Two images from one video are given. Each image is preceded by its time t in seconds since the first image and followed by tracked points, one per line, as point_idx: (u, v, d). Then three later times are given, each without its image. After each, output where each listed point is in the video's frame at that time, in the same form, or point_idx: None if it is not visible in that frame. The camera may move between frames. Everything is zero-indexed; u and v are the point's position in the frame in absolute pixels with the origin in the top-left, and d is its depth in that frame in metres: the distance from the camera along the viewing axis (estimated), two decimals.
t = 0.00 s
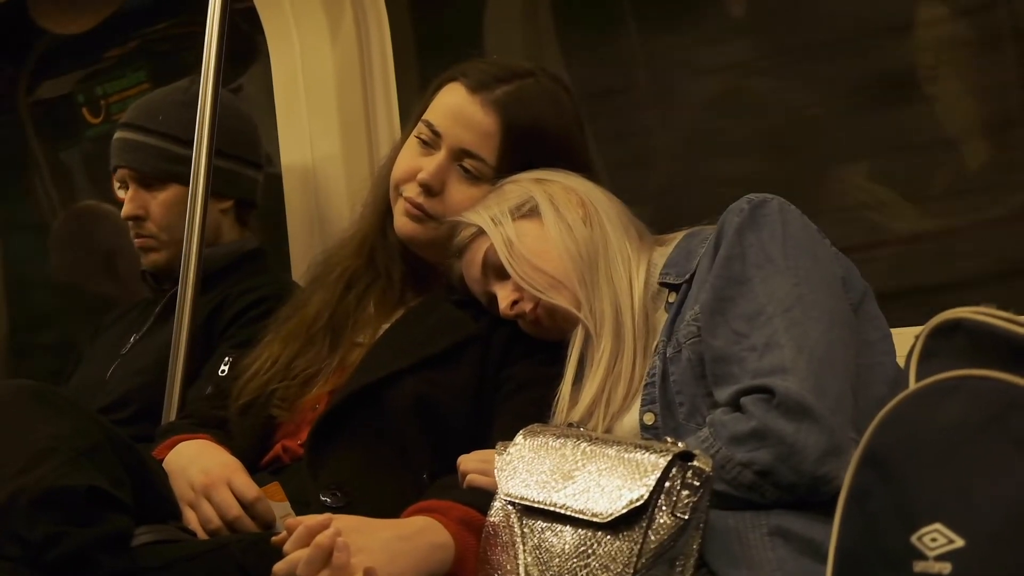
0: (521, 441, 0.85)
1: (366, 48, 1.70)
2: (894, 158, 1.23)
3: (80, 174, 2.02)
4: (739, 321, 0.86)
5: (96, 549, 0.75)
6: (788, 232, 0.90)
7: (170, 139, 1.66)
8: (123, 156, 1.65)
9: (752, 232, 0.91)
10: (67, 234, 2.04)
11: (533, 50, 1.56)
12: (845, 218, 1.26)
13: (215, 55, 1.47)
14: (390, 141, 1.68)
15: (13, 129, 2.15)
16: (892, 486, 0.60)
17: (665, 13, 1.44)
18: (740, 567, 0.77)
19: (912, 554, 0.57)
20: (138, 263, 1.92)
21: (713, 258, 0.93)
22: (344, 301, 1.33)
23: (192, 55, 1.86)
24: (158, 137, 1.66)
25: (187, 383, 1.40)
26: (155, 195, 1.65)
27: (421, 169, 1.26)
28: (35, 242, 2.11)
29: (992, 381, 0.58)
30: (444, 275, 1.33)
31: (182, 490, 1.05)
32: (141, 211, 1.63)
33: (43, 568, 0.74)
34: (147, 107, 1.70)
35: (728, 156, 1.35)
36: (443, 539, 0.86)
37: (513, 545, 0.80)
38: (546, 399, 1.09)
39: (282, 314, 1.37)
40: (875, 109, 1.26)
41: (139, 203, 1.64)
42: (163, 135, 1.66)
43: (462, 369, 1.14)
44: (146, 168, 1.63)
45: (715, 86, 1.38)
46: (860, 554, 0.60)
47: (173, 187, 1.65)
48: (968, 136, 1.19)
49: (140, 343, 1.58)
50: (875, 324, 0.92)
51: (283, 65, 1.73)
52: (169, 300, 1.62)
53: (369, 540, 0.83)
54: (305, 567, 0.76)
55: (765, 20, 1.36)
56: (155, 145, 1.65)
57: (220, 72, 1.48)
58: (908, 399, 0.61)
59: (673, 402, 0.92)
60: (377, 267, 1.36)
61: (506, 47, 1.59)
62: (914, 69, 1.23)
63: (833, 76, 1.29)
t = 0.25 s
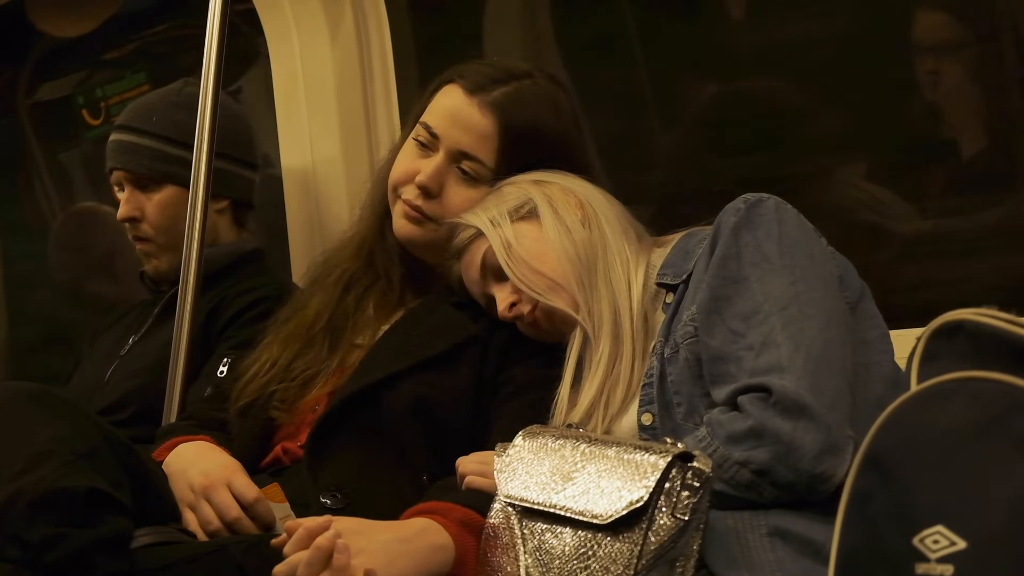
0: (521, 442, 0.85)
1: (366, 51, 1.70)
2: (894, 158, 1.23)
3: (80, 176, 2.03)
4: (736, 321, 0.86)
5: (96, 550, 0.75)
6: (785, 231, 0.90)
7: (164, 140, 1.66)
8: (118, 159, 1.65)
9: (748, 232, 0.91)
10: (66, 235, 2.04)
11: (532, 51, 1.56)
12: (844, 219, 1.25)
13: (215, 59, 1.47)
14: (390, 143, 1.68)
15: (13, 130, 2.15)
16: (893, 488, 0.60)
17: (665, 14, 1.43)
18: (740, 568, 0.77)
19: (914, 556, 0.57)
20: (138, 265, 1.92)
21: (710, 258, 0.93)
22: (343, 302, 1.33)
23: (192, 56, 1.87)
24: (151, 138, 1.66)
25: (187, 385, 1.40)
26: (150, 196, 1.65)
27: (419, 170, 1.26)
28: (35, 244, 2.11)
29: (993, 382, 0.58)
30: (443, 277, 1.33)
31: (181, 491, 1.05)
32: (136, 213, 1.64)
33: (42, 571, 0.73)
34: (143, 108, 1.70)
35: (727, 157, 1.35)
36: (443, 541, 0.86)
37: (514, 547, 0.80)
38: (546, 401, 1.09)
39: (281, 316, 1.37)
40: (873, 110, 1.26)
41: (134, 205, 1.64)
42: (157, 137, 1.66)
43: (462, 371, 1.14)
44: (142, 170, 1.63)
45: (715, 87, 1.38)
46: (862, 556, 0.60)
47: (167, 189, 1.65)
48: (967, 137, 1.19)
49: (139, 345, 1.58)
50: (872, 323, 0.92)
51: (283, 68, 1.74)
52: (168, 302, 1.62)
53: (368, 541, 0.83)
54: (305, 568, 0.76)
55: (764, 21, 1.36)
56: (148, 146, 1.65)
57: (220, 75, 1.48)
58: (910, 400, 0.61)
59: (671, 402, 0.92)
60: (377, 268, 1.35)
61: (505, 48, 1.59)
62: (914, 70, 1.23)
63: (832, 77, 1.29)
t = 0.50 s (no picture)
0: (522, 446, 0.85)
1: (366, 56, 1.71)
2: (893, 161, 1.23)
3: (81, 182, 2.03)
4: (735, 323, 0.86)
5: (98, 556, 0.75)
6: (784, 233, 0.90)
7: (163, 148, 1.66)
8: (118, 167, 1.65)
9: (747, 234, 0.91)
10: (68, 242, 2.05)
11: (532, 56, 1.56)
12: (844, 222, 1.26)
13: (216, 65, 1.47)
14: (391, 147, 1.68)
15: (14, 138, 2.15)
16: (896, 491, 0.60)
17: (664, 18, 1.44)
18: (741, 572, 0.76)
19: (918, 559, 0.57)
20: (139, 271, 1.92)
21: (710, 261, 0.93)
22: (345, 308, 1.33)
23: (193, 62, 1.87)
24: (150, 146, 1.66)
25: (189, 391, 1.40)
26: (151, 204, 1.65)
27: (420, 175, 1.26)
28: (37, 251, 2.12)
29: (996, 384, 0.58)
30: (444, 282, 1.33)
31: (184, 497, 1.05)
32: (137, 220, 1.64)
33: None
34: (141, 116, 1.70)
35: (728, 160, 1.35)
36: (444, 546, 0.86)
37: (515, 551, 0.80)
38: (547, 405, 1.09)
39: (283, 321, 1.37)
40: (872, 111, 1.25)
41: (135, 212, 1.64)
42: (157, 144, 1.66)
43: (464, 375, 1.14)
44: (141, 177, 1.64)
45: (714, 90, 1.38)
46: (866, 559, 0.60)
47: (167, 196, 1.65)
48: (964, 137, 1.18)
49: (141, 351, 1.59)
50: (872, 325, 0.92)
51: (283, 73, 1.74)
52: (170, 308, 1.62)
53: (369, 547, 0.82)
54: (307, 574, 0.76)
55: (763, 24, 1.35)
56: (147, 153, 1.65)
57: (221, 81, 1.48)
58: (913, 402, 0.61)
59: (671, 405, 0.92)
60: (378, 274, 1.36)
61: (506, 53, 1.59)
62: (912, 72, 1.23)
63: (832, 79, 1.29)
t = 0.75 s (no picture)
0: (524, 447, 0.85)
1: (370, 57, 1.71)
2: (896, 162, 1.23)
3: (84, 182, 2.03)
4: (738, 324, 0.86)
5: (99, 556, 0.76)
6: (788, 235, 0.90)
7: (169, 147, 1.66)
8: (123, 166, 1.65)
9: (751, 236, 0.91)
10: (71, 241, 2.05)
11: (534, 56, 1.56)
12: (848, 223, 1.26)
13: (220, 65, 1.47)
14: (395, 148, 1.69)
15: (17, 138, 2.15)
16: (898, 491, 0.60)
17: (667, 19, 1.44)
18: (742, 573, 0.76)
19: (920, 560, 0.57)
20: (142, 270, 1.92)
21: (713, 262, 0.93)
22: (347, 308, 1.33)
23: (196, 63, 1.87)
24: (156, 145, 1.65)
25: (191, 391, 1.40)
26: (155, 203, 1.65)
27: (424, 176, 1.26)
28: (39, 251, 2.12)
29: (996, 385, 0.58)
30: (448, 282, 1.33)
31: (186, 497, 1.05)
32: (141, 219, 1.64)
33: None
34: (145, 115, 1.70)
35: (730, 161, 1.35)
36: (447, 546, 0.86)
37: (517, 552, 0.80)
38: (550, 405, 1.09)
39: (285, 321, 1.38)
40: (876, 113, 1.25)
41: (139, 211, 1.65)
42: (164, 144, 1.65)
43: (466, 374, 1.14)
44: (146, 177, 1.63)
45: (717, 91, 1.38)
46: (867, 561, 0.60)
47: (173, 195, 1.65)
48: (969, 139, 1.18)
49: (144, 351, 1.59)
50: (876, 327, 0.92)
51: (287, 74, 1.74)
52: (173, 308, 1.62)
53: (372, 548, 0.82)
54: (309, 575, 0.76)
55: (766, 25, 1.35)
56: (153, 152, 1.64)
57: (223, 81, 1.48)
58: (914, 404, 0.61)
59: (673, 406, 0.92)
60: (381, 274, 1.36)
61: (509, 53, 1.59)
62: (916, 72, 1.23)
63: (835, 79, 1.29)
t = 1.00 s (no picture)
0: (526, 445, 0.85)
1: (372, 56, 1.71)
2: (897, 160, 1.23)
3: (86, 180, 2.03)
4: (741, 324, 0.86)
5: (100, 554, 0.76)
6: (791, 234, 0.90)
7: (172, 144, 1.66)
8: (128, 163, 1.65)
9: (755, 235, 0.91)
10: (73, 238, 2.05)
11: (536, 54, 1.56)
12: (850, 222, 1.25)
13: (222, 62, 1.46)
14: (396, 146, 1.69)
15: (19, 135, 2.15)
16: (899, 492, 0.59)
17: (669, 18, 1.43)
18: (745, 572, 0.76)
19: (920, 560, 0.56)
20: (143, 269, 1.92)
21: (716, 261, 0.93)
22: (348, 305, 1.33)
23: (197, 61, 1.87)
24: (160, 143, 1.65)
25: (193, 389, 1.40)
26: (160, 200, 1.65)
27: (425, 175, 1.26)
28: (41, 248, 2.12)
29: (997, 385, 0.58)
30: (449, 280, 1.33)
31: (186, 495, 1.05)
32: (146, 216, 1.64)
33: None
34: (147, 113, 1.70)
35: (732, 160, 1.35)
36: (449, 544, 0.86)
37: (518, 550, 0.80)
38: (551, 404, 1.09)
39: (286, 319, 1.38)
40: (878, 112, 1.25)
41: (144, 208, 1.64)
42: (167, 141, 1.66)
43: (467, 373, 1.14)
44: (151, 174, 1.63)
45: (719, 90, 1.38)
46: (869, 561, 0.60)
47: (178, 193, 1.65)
48: (972, 139, 1.18)
49: (146, 349, 1.59)
50: (879, 326, 0.92)
51: (288, 72, 1.73)
52: (174, 306, 1.63)
53: (374, 546, 0.82)
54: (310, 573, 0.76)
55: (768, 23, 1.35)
56: (157, 149, 1.65)
57: (225, 79, 1.47)
58: (916, 403, 0.61)
59: (676, 405, 0.92)
60: (383, 272, 1.36)
61: (510, 52, 1.59)
62: (919, 72, 1.23)
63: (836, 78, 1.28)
